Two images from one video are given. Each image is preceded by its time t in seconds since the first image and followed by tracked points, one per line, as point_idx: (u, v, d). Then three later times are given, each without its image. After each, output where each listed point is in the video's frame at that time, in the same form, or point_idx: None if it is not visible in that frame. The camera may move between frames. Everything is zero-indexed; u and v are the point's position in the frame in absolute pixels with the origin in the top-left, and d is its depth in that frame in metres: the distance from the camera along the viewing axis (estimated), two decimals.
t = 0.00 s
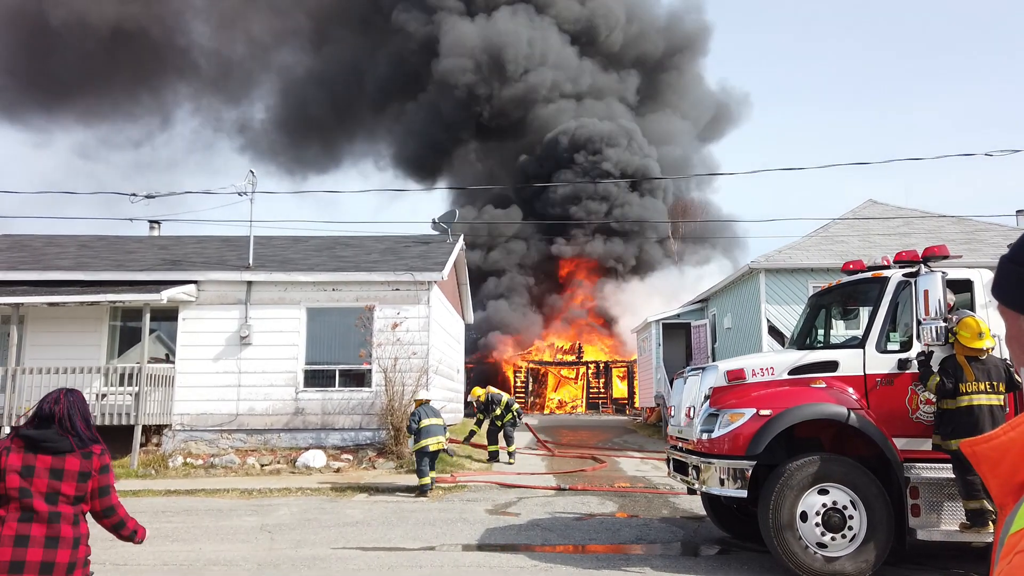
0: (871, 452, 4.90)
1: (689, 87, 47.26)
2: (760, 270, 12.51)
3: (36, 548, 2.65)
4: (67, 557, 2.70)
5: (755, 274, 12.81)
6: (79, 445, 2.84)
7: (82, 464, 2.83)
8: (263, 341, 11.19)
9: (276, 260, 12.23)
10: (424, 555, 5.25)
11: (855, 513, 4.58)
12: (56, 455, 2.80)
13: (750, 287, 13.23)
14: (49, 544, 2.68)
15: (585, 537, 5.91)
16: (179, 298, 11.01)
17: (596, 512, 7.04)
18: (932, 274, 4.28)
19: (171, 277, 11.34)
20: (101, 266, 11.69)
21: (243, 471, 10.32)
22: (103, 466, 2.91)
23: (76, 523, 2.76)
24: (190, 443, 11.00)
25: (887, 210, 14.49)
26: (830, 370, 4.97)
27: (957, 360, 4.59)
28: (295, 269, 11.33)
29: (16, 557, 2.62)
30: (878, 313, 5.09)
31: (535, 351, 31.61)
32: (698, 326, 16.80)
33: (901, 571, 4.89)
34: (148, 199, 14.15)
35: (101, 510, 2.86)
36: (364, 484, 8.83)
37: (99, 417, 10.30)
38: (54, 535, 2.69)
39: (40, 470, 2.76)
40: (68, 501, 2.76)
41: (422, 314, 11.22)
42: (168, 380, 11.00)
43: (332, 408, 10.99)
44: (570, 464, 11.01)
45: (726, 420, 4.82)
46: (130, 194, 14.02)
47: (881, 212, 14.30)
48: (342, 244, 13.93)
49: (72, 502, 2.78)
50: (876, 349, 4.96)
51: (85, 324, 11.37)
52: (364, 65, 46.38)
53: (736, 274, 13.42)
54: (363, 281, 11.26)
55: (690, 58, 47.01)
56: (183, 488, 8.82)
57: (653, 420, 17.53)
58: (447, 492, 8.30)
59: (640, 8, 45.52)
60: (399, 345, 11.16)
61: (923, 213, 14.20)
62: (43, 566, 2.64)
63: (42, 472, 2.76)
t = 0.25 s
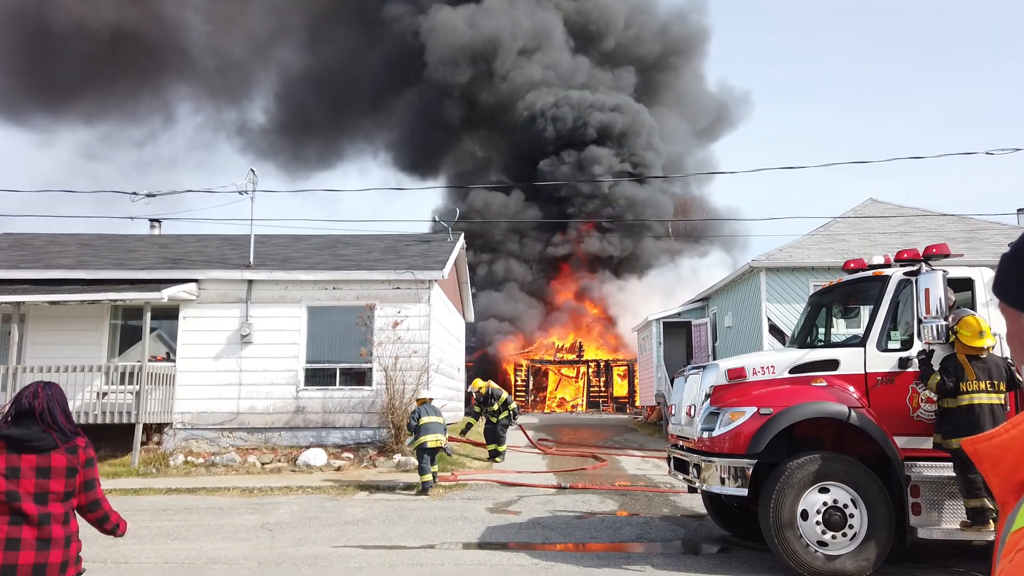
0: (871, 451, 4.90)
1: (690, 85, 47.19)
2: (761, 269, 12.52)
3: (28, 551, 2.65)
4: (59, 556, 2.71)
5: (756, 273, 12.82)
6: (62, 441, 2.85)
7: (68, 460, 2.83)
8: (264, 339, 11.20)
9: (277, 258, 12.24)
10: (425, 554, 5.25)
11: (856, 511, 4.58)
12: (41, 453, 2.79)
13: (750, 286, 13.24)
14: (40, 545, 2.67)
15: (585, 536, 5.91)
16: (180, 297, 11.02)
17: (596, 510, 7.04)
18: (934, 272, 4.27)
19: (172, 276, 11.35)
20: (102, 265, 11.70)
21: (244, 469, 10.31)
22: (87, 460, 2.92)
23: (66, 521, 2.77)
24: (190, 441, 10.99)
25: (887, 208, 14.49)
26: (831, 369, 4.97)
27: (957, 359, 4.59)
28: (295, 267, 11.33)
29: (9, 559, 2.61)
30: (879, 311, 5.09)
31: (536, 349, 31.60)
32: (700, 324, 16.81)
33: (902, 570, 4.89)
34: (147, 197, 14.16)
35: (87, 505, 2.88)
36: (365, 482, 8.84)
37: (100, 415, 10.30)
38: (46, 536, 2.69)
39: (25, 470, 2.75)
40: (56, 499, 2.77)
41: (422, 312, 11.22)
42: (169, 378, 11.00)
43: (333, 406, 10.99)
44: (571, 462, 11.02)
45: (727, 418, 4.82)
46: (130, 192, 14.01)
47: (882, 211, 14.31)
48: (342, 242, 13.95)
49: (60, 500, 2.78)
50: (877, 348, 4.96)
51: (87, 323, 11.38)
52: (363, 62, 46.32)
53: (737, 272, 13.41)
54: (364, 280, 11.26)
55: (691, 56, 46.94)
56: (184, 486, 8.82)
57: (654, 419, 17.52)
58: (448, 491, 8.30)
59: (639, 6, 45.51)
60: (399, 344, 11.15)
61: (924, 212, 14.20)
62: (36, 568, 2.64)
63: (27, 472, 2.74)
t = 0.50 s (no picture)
0: (872, 450, 4.90)
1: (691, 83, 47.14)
2: (761, 269, 12.53)
3: (38, 550, 2.65)
4: (70, 553, 2.72)
5: (757, 273, 12.83)
6: (58, 443, 2.85)
7: (68, 461, 2.84)
8: (265, 338, 11.20)
9: (277, 257, 12.24)
10: (426, 553, 5.26)
11: (857, 510, 4.58)
12: (41, 455, 2.79)
13: (751, 285, 13.24)
14: (50, 543, 2.68)
15: (586, 535, 5.91)
16: (181, 296, 11.03)
17: (597, 509, 7.05)
18: (935, 271, 4.26)
19: (172, 275, 11.35)
20: (103, 264, 11.71)
21: (245, 468, 10.32)
22: (86, 461, 2.93)
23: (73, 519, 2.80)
24: (191, 440, 10.99)
25: (889, 207, 14.49)
26: (832, 368, 4.97)
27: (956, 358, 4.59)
28: (296, 266, 11.33)
29: (21, 560, 2.61)
30: (879, 311, 5.09)
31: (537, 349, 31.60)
32: (700, 323, 16.83)
33: (903, 569, 4.89)
34: (148, 196, 14.16)
35: (91, 500, 2.92)
36: (366, 481, 8.85)
37: (101, 414, 10.31)
38: (54, 534, 2.70)
39: (28, 473, 2.74)
40: (60, 499, 2.78)
41: (423, 311, 11.23)
42: (170, 377, 11.00)
43: (334, 405, 11.00)
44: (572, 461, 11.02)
45: (727, 418, 4.82)
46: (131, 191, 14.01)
47: (883, 210, 14.31)
48: (343, 241, 13.95)
49: (63, 499, 2.79)
50: (878, 347, 4.97)
51: (88, 322, 11.39)
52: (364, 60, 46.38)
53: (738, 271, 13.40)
54: (365, 279, 11.26)
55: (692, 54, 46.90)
56: (185, 485, 8.83)
57: (655, 418, 17.51)
58: (449, 489, 8.31)
59: (640, 6, 45.53)
60: (400, 342, 11.15)
61: (925, 210, 14.21)
62: (48, 566, 2.65)
63: (30, 474, 2.74)
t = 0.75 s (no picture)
0: (872, 450, 4.91)
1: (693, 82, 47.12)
2: (762, 269, 12.53)
3: (55, 540, 2.72)
4: (87, 543, 2.77)
5: (757, 273, 12.83)
6: (78, 438, 2.90)
7: (87, 456, 2.89)
8: (266, 338, 11.21)
9: (278, 257, 12.24)
10: (427, 553, 5.26)
11: (858, 511, 4.58)
12: (60, 450, 2.85)
13: (752, 285, 13.25)
14: (66, 534, 2.74)
15: (587, 535, 5.92)
16: (182, 296, 11.04)
17: (598, 509, 7.05)
18: (936, 272, 4.26)
19: (173, 276, 11.35)
20: (104, 264, 11.72)
21: (246, 468, 10.32)
22: (109, 456, 2.97)
23: (93, 511, 2.85)
24: (192, 441, 10.99)
25: (890, 207, 14.50)
26: (833, 368, 4.97)
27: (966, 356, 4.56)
28: (297, 267, 11.33)
29: (38, 550, 2.68)
30: (880, 311, 5.09)
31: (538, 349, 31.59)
32: (701, 323, 16.87)
33: (904, 570, 4.90)
34: (149, 196, 14.16)
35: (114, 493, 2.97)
36: (367, 481, 8.85)
37: (102, 414, 10.32)
38: (70, 524, 2.76)
39: (47, 466, 2.81)
40: (78, 493, 2.83)
41: (424, 311, 11.23)
42: (171, 378, 11.01)
43: (334, 406, 11.00)
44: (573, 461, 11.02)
45: (728, 418, 4.82)
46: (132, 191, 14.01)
47: (884, 210, 14.32)
48: (344, 241, 13.96)
49: (83, 493, 2.85)
50: (878, 347, 4.97)
51: (89, 322, 11.39)
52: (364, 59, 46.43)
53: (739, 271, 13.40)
54: (365, 279, 11.26)
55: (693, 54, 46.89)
56: (187, 485, 8.83)
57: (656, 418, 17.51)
58: (450, 489, 8.31)
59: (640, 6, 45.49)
60: (401, 342, 11.15)
61: (926, 210, 14.21)
62: (65, 556, 2.71)
63: (49, 468, 2.81)
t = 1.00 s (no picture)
0: (874, 450, 4.91)
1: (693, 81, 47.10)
2: (763, 269, 12.53)
3: (48, 525, 2.81)
4: (81, 530, 2.84)
5: (758, 273, 12.84)
6: (83, 426, 2.97)
7: (91, 445, 2.95)
8: (267, 338, 11.21)
9: (279, 258, 12.25)
10: (428, 553, 5.26)
11: (859, 511, 4.58)
12: (65, 437, 2.94)
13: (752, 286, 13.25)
14: (60, 520, 2.83)
15: (587, 535, 5.92)
16: (183, 296, 11.04)
17: (599, 509, 7.06)
18: (936, 272, 4.26)
19: (174, 276, 11.36)
20: (105, 264, 11.73)
21: (247, 469, 10.32)
22: (116, 445, 3.02)
23: (94, 498, 2.92)
24: (193, 440, 11.00)
25: (891, 207, 14.51)
26: (834, 368, 4.98)
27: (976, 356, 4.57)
28: (297, 267, 11.34)
29: (32, 534, 2.78)
30: (880, 311, 5.09)
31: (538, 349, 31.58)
32: (701, 323, 16.91)
33: (905, 569, 4.90)
34: (149, 196, 14.16)
35: (123, 483, 3.03)
36: (367, 481, 8.85)
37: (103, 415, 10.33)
38: (65, 511, 2.85)
39: (52, 454, 2.92)
40: (80, 479, 2.91)
41: (425, 311, 11.23)
42: (172, 377, 11.01)
43: (335, 406, 11.01)
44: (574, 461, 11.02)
45: (729, 418, 4.83)
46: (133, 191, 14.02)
47: (884, 210, 14.33)
48: (344, 241, 13.96)
49: (85, 480, 2.92)
50: (879, 347, 4.97)
51: (90, 322, 11.40)
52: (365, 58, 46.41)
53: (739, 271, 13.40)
54: (366, 279, 11.26)
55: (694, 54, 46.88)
56: (188, 486, 8.84)
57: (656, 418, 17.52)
58: (450, 489, 8.31)
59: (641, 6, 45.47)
60: (402, 342, 11.15)
61: (926, 210, 14.22)
62: (57, 542, 2.79)
63: (54, 455, 2.92)
